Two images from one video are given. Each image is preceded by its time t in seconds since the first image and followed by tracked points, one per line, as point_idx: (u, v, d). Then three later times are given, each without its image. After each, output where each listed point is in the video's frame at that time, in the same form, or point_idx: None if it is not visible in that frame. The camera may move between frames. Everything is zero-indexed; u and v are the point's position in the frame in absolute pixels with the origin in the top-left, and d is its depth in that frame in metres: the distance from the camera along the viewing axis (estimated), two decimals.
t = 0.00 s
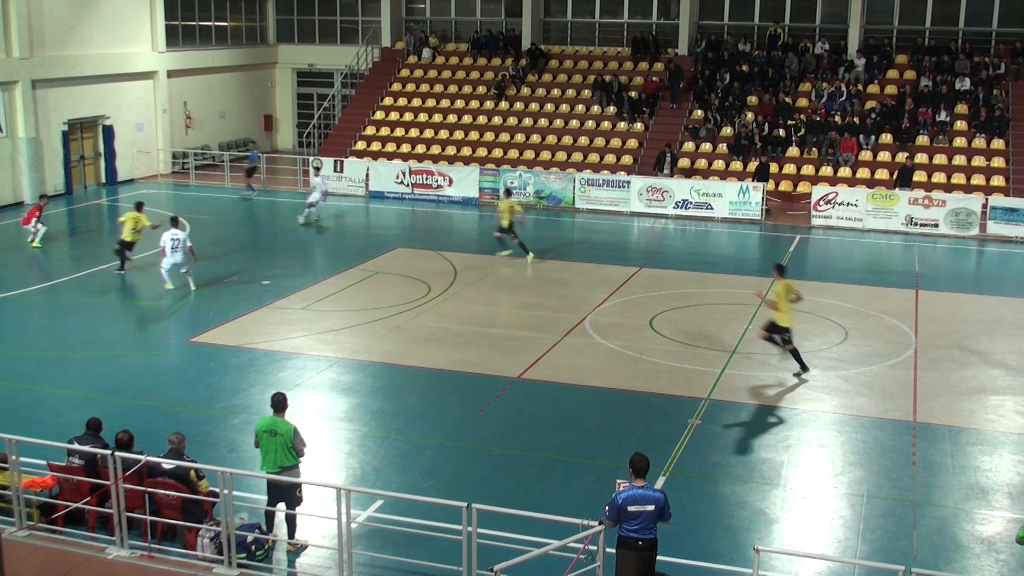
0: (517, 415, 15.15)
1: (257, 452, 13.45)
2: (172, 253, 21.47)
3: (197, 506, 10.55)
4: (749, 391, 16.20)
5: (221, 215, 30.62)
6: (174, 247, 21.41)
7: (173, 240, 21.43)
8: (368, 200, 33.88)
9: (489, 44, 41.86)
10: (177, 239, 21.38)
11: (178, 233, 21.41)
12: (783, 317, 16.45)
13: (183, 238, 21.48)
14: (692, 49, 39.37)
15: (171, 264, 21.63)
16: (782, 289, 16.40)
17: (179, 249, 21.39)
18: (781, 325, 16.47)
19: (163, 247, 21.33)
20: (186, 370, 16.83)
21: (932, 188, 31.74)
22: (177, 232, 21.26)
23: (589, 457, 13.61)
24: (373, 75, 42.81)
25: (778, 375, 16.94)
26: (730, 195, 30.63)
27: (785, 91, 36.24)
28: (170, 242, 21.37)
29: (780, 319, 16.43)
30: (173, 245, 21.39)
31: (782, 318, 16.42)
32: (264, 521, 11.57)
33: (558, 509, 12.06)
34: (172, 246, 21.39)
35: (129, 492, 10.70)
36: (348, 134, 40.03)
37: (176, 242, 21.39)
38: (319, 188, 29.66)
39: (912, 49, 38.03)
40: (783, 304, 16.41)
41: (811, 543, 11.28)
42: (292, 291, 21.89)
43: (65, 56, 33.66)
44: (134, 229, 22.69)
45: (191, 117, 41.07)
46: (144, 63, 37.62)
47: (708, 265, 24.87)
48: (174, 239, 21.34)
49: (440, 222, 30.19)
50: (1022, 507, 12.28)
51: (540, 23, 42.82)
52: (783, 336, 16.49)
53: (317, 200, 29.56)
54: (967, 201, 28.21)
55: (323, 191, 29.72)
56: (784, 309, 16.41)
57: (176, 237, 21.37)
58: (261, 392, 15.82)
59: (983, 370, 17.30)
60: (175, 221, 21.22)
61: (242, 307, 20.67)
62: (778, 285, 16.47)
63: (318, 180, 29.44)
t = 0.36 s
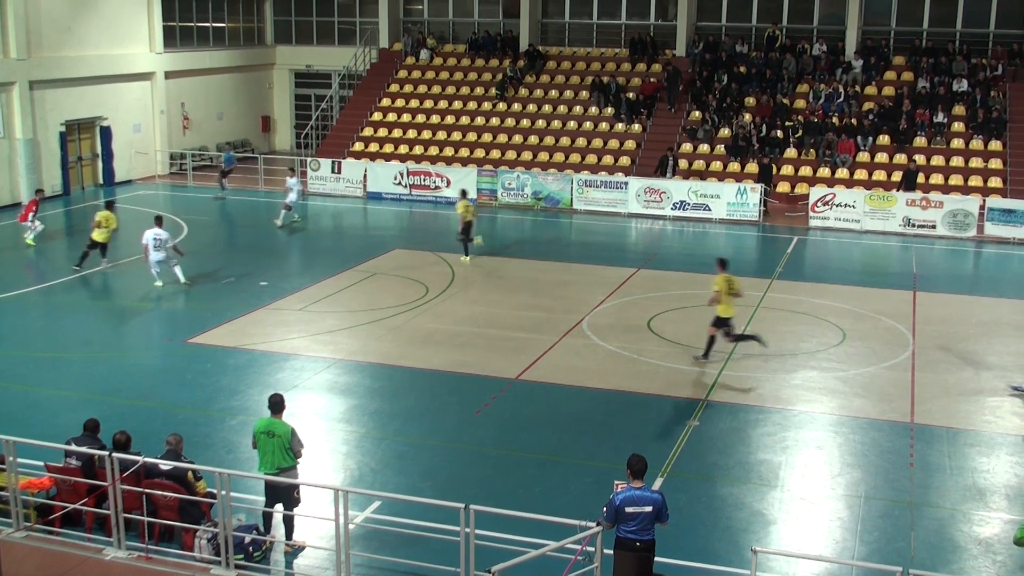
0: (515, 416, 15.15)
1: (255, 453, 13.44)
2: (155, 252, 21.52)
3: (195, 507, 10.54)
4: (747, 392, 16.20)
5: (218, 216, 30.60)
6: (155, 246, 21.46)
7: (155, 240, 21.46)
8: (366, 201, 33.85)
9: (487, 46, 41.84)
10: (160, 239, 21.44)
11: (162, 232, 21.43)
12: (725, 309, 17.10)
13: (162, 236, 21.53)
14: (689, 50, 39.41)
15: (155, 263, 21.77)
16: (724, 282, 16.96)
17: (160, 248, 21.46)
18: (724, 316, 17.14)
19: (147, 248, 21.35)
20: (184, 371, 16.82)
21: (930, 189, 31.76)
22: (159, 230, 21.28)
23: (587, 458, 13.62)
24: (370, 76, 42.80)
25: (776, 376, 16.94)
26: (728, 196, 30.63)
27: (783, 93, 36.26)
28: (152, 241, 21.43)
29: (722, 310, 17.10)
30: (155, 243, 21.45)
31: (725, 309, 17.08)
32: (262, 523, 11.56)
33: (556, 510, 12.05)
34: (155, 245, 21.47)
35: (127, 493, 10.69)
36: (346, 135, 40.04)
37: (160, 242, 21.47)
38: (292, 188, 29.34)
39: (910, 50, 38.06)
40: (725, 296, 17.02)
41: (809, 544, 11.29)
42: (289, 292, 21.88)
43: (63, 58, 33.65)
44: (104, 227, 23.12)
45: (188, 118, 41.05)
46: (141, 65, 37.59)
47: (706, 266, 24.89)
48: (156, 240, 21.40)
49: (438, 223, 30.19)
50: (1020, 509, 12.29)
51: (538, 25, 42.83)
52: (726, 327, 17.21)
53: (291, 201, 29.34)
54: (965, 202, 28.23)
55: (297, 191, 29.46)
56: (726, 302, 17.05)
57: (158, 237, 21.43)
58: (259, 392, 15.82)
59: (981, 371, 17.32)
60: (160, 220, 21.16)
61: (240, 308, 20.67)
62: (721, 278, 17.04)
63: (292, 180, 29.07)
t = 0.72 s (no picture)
0: (511, 417, 15.15)
1: (251, 454, 13.43)
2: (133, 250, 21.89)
3: (191, 509, 10.54)
4: (743, 393, 16.20)
5: (215, 217, 30.58)
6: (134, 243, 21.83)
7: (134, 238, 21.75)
8: (362, 202, 33.83)
9: (483, 47, 41.82)
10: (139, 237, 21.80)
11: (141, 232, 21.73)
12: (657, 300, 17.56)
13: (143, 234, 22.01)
14: (685, 51, 39.45)
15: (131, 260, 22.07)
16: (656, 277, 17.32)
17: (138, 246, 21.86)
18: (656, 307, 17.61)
19: (126, 246, 21.73)
20: (180, 372, 16.80)
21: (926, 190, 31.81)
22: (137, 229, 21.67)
23: (583, 459, 13.63)
24: (366, 78, 42.81)
25: (773, 377, 16.96)
26: (724, 197, 30.65)
27: (779, 94, 36.29)
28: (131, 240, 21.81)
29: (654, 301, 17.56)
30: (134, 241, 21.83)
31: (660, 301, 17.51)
32: (258, 524, 11.55)
33: (553, 511, 12.05)
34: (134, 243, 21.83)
35: (122, 495, 10.68)
36: (342, 137, 40.05)
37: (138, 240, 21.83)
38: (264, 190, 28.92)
39: (905, 51, 38.13)
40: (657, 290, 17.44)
41: (806, 545, 11.30)
42: (286, 294, 21.87)
43: (59, 59, 33.61)
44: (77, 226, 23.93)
45: (185, 119, 41.03)
46: (138, 66, 37.55)
47: (702, 267, 24.92)
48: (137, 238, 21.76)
49: (435, 224, 30.18)
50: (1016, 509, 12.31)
51: (535, 26, 42.85)
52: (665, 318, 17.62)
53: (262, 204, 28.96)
54: (961, 203, 28.28)
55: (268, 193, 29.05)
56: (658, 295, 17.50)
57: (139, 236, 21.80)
58: (255, 394, 15.81)
59: (977, 372, 17.34)
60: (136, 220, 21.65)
61: (237, 309, 20.66)
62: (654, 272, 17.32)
63: (262, 185, 28.59)
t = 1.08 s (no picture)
0: (508, 417, 15.15)
1: (248, 455, 13.41)
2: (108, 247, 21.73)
3: (187, 510, 10.53)
4: (740, 394, 16.22)
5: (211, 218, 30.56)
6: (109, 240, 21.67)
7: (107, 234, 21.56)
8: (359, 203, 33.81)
9: (480, 47, 41.74)
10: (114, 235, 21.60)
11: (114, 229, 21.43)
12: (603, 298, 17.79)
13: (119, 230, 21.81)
14: (682, 52, 39.49)
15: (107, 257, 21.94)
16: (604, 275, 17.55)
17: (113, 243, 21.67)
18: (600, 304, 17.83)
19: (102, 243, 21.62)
20: (177, 373, 16.78)
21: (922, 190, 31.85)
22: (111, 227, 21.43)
23: (580, 459, 13.64)
24: (363, 78, 42.80)
25: (769, 377, 16.98)
26: (721, 197, 30.66)
27: (776, 94, 36.33)
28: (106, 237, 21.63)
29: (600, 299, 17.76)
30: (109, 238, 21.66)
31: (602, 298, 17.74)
32: (255, 525, 11.54)
33: (551, 512, 12.05)
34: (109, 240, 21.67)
35: (119, 496, 10.67)
36: (339, 137, 40.04)
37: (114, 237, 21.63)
38: (239, 194, 28.48)
39: (901, 52, 38.17)
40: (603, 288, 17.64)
41: (803, 546, 11.31)
42: (282, 294, 21.86)
43: (56, 59, 33.58)
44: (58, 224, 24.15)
45: (181, 120, 41.01)
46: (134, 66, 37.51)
47: (699, 268, 24.95)
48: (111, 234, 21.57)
49: (431, 225, 30.17)
50: (1012, 510, 12.33)
51: (531, 26, 42.87)
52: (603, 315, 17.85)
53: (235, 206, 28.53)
54: (957, 203, 28.32)
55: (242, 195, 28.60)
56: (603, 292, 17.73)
57: (113, 231, 21.58)
58: (252, 394, 15.81)
59: (973, 373, 17.37)
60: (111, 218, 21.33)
61: (233, 310, 20.65)
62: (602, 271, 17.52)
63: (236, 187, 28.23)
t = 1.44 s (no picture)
0: (504, 418, 15.16)
1: (244, 455, 13.41)
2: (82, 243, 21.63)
3: (184, 510, 10.52)
4: (736, 394, 16.24)
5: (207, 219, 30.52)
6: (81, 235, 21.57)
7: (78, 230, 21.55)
8: (355, 203, 33.79)
9: (476, 47, 41.77)
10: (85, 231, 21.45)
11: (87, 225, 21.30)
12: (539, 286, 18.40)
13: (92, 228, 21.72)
14: (678, 52, 39.54)
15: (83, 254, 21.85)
16: (539, 263, 18.22)
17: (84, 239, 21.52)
18: (538, 294, 18.44)
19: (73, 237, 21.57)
20: (173, 373, 16.77)
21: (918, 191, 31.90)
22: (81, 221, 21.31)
23: (577, 460, 13.65)
24: (359, 78, 42.79)
25: (766, 377, 17.01)
26: (717, 198, 30.68)
27: (772, 94, 36.38)
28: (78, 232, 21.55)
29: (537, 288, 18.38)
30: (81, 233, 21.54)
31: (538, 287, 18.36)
32: (251, 525, 11.53)
33: (547, 512, 12.06)
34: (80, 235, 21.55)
35: (115, 496, 10.65)
36: (335, 137, 40.02)
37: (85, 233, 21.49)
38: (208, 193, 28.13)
39: (897, 52, 38.23)
40: (538, 276, 18.29)
41: (799, 546, 11.32)
42: (279, 295, 21.84)
43: (52, 60, 33.54)
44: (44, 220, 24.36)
45: (177, 120, 40.97)
46: (129, 66, 37.47)
47: (695, 268, 24.99)
48: (81, 230, 21.53)
49: (428, 225, 30.16)
50: (1008, 509, 12.36)
51: (528, 26, 42.88)
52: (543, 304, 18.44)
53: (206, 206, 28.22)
54: (953, 204, 28.37)
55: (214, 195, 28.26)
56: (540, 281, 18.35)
57: (83, 227, 21.53)
58: (248, 394, 15.80)
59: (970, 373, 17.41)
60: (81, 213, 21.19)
61: (230, 310, 20.64)
62: (538, 261, 18.23)
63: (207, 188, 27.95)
